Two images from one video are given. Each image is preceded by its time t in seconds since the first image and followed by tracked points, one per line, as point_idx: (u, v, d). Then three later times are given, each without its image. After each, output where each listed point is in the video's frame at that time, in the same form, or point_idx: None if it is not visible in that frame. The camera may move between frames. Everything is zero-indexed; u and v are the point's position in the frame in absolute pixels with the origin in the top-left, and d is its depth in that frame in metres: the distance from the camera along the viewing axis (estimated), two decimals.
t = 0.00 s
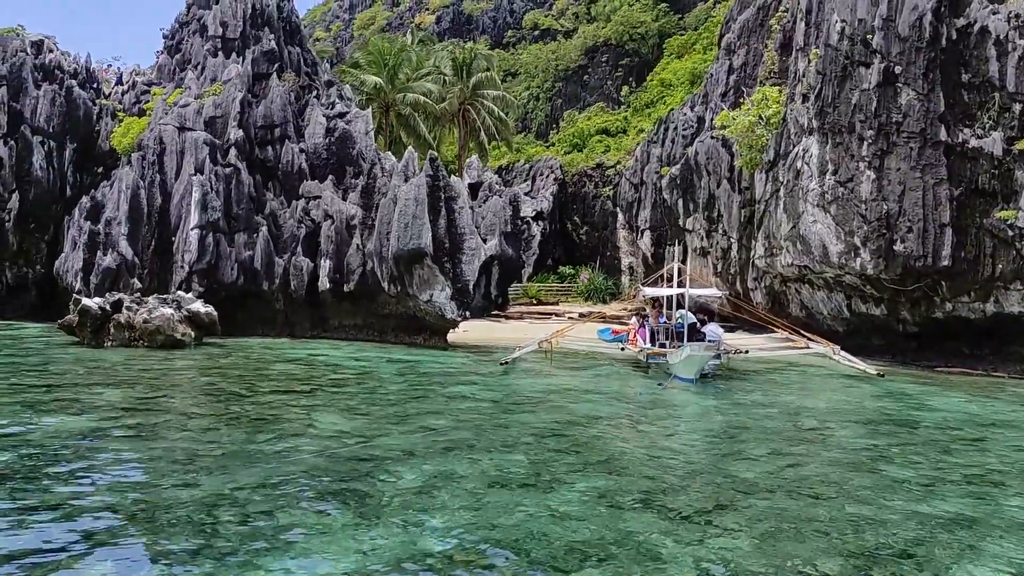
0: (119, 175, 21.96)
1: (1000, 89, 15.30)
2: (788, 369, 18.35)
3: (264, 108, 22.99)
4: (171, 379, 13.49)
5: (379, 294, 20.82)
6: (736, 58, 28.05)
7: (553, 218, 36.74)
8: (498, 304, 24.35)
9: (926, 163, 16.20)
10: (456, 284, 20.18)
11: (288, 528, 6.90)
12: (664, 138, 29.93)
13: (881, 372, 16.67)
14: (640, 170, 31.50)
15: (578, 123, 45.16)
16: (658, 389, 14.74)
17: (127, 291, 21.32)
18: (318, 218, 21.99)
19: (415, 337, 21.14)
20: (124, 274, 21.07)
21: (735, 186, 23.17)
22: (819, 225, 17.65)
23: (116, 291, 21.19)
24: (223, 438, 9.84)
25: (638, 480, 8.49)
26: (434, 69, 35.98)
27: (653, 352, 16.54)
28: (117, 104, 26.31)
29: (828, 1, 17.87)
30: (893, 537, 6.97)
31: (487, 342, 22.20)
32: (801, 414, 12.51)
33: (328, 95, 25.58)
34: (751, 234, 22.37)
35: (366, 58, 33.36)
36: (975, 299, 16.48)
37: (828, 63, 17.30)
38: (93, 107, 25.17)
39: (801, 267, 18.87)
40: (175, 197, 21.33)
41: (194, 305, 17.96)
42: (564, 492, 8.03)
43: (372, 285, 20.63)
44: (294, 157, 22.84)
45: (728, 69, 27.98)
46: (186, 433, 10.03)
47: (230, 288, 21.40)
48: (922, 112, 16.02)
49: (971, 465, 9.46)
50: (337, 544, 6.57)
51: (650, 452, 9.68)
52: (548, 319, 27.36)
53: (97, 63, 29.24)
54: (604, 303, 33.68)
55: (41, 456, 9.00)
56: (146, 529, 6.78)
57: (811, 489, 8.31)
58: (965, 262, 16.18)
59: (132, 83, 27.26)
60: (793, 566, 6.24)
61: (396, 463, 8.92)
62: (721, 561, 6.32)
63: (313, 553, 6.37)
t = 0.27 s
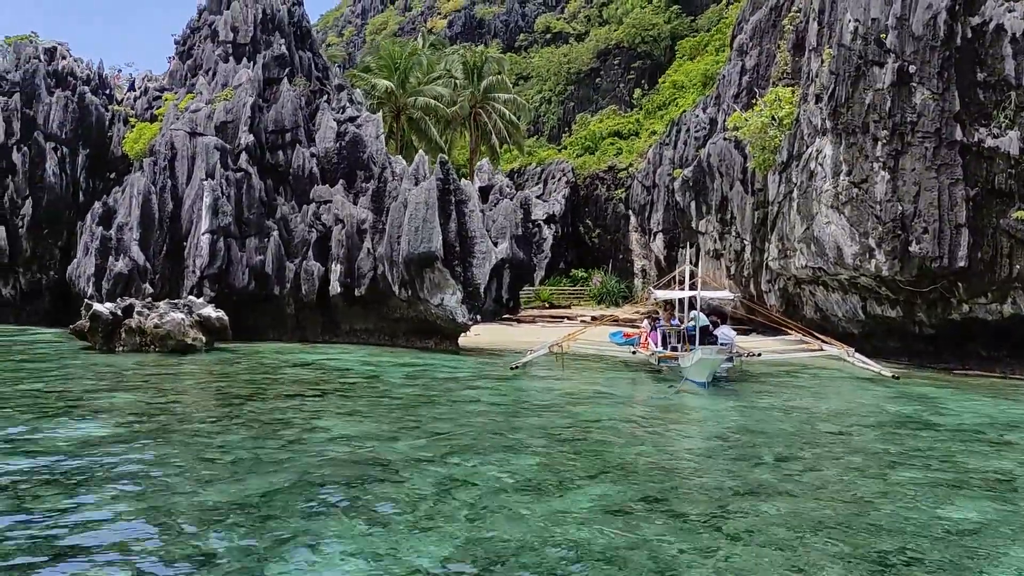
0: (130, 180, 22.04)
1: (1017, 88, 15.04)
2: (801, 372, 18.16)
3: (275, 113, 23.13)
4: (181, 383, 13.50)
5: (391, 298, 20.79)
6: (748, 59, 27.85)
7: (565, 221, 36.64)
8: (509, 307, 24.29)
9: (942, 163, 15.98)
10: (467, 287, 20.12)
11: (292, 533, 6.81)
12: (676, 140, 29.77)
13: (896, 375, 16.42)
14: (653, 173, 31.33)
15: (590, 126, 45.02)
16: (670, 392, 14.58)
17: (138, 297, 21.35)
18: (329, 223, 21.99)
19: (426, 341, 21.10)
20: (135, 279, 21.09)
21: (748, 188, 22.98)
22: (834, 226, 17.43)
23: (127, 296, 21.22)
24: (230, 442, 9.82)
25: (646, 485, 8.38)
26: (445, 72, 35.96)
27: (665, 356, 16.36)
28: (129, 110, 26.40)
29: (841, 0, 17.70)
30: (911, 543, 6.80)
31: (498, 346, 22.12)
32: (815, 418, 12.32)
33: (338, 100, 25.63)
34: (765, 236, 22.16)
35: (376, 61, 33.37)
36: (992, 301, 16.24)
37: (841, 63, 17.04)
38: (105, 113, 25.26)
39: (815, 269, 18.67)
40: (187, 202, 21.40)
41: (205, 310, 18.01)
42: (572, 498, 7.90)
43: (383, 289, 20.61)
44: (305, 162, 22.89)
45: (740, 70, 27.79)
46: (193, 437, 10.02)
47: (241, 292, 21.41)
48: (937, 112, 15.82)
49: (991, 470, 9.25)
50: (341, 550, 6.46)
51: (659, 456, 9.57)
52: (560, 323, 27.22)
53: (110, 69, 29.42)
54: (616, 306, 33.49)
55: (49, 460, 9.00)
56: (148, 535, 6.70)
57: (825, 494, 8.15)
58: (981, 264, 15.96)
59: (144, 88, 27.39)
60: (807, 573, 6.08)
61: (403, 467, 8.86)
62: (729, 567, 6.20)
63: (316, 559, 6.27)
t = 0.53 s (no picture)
0: (139, 186, 22.14)
1: None
2: (813, 375, 17.98)
3: (284, 118, 23.15)
4: (188, 389, 13.50)
5: (399, 303, 20.75)
6: (758, 61, 27.68)
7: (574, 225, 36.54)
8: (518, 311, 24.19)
9: (954, 164, 15.79)
10: (476, 292, 20.05)
11: (295, 542, 6.74)
12: (686, 142, 29.63)
13: (909, 379, 16.21)
14: (663, 176, 31.20)
15: (599, 129, 44.91)
16: (680, 397, 14.46)
17: (147, 302, 21.40)
18: (337, 228, 21.97)
19: (435, 345, 21.05)
20: (144, 285, 21.13)
21: (758, 190, 22.81)
22: (845, 228, 17.25)
23: (136, 302, 21.27)
24: (235, 447, 9.79)
25: (654, 491, 8.27)
26: (454, 77, 36.01)
27: (674, 360, 16.21)
28: (139, 116, 26.62)
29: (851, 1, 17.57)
30: (924, 553, 6.65)
31: (506, 350, 22.04)
32: (827, 422, 12.17)
33: (347, 104, 25.65)
34: (775, 239, 21.98)
35: (385, 66, 33.39)
36: (1007, 303, 16.01)
37: (852, 64, 16.75)
38: (115, 120, 25.50)
39: (827, 271, 18.50)
40: (195, 207, 21.46)
41: (213, 315, 18.06)
42: (579, 505, 7.80)
43: (391, 293, 20.57)
44: (314, 167, 22.92)
45: (750, 72, 27.62)
46: (198, 443, 9.99)
47: (250, 298, 21.43)
48: (949, 112, 15.64)
49: (1006, 476, 9.07)
50: (343, 559, 6.39)
51: (667, 461, 9.46)
52: (570, 327, 27.11)
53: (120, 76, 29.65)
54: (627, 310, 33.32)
55: (54, 466, 8.99)
56: (149, 543, 6.65)
57: (836, 501, 8.01)
58: (995, 265, 15.74)
59: (154, 95, 27.57)
60: None
61: (407, 473, 8.79)
62: None
63: (318, 568, 6.20)
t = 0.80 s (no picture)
0: (146, 194, 22.22)
1: None
2: (823, 380, 17.80)
3: (291, 126, 23.31)
4: (193, 398, 13.46)
5: (406, 309, 20.68)
6: (765, 65, 27.55)
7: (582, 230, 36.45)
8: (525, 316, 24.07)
9: (964, 167, 15.58)
10: (482, 298, 19.99)
11: (296, 551, 6.68)
12: (693, 147, 29.53)
13: (921, 383, 16.01)
14: (670, 180, 31.07)
15: (607, 134, 44.83)
16: (688, 403, 14.34)
17: (154, 310, 21.38)
18: (345, 234, 22.06)
19: (442, 352, 20.99)
20: (150, 293, 21.09)
21: (767, 194, 22.68)
22: (854, 231, 17.30)
23: (143, 310, 21.26)
24: (238, 456, 9.72)
25: (660, 500, 8.15)
26: (460, 82, 36.06)
27: (683, 365, 16.08)
28: (146, 124, 26.68)
29: (858, 2, 17.49)
30: (935, 562, 6.54)
31: (513, 356, 21.97)
32: (837, 427, 12.04)
33: (353, 111, 25.69)
34: (785, 242, 21.83)
35: (392, 73, 33.43)
36: (1019, 306, 15.79)
37: (858, 66, 16.88)
38: (122, 128, 25.59)
39: (837, 275, 18.36)
40: (202, 215, 21.49)
41: (220, 323, 18.10)
42: (583, 513, 7.72)
43: (398, 300, 20.52)
44: (320, 174, 22.96)
45: (757, 76, 27.50)
46: (200, 452, 9.93)
47: (256, 304, 21.42)
48: (959, 114, 15.46)
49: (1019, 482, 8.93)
50: (344, 569, 6.32)
51: (673, 468, 9.33)
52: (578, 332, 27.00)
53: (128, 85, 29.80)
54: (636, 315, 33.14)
55: (55, 476, 8.94)
56: (150, 552, 6.61)
57: (845, 508, 7.89)
58: (1006, 268, 15.53)
59: (161, 103, 27.68)
60: None
61: (411, 481, 8.70)
62: None
63: None
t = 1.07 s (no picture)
0: (151, 204, 22.30)
1: None
2: (831, 387, 17.64)
3: (295, 134, 23.29)
4: (196, 409, 13.41)
5: (410, 318, 20.63)
6: (770, 70, 27.46)
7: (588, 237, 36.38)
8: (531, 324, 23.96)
9: (971, 171, 15.46)
10: (487, 306, 19.92)
11: (294, 563, 6.62)
12: (699, 153, 29.45)
13: (929, 390, 15.85)
14: (676, 187, 30.98)
15: (613, 141, 44.78)
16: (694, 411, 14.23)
17: (159, 320, 21.43)
18: (349, 242, 21.98)
19: (447, 360, 20.92)
20: (155, 303, 21.20)
21: (773, 200, 22.56)
22: (861, 237, 17.17)
23: (148, 320, 21.32)
24: (239, 468, 9.65)
25: (664, 511, 8.03)
26: (465, 90, 36.10)
27: (689, 373, 16.12)
28: (152, 134, 26.72)
29: (863, 6, 17.32)
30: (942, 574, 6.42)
31: (519, 364, 21.89)
32: (844, 435, 11.90)
33: (357, 119, 25.69)
34: (791, 249, 21.66)
35: (397, 81, 33.48)
36: None
37: (864, 72, 16.69)
38: (127, 138, 25.67)
39: (844, 281, 18.25)
40: (206, 225, 21.54)
41: (224, 333, 18.11)
42: (586, 524, 7.63)
43: (403, 308, 20.46)
44: (325, 183, 23.00)
45: (763, 82, 27.42)
46: (201, 463, 9.86)
47: (261, 314, 21.43)
48: (966, 118, 15.31)
49: None
50: None
51: (678, 478, 9.21)
52: (584, 340, 26.91)
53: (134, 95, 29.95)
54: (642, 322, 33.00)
55: (55, 488, 8.89)
56: (147, 565, 6.55)
57: (852, 519, 7.78)
58: (1014, 273, 15.38)
59: (167, 113, 27.79)
60: None
61: (413, 492, 8.61)
62: None
63: None
